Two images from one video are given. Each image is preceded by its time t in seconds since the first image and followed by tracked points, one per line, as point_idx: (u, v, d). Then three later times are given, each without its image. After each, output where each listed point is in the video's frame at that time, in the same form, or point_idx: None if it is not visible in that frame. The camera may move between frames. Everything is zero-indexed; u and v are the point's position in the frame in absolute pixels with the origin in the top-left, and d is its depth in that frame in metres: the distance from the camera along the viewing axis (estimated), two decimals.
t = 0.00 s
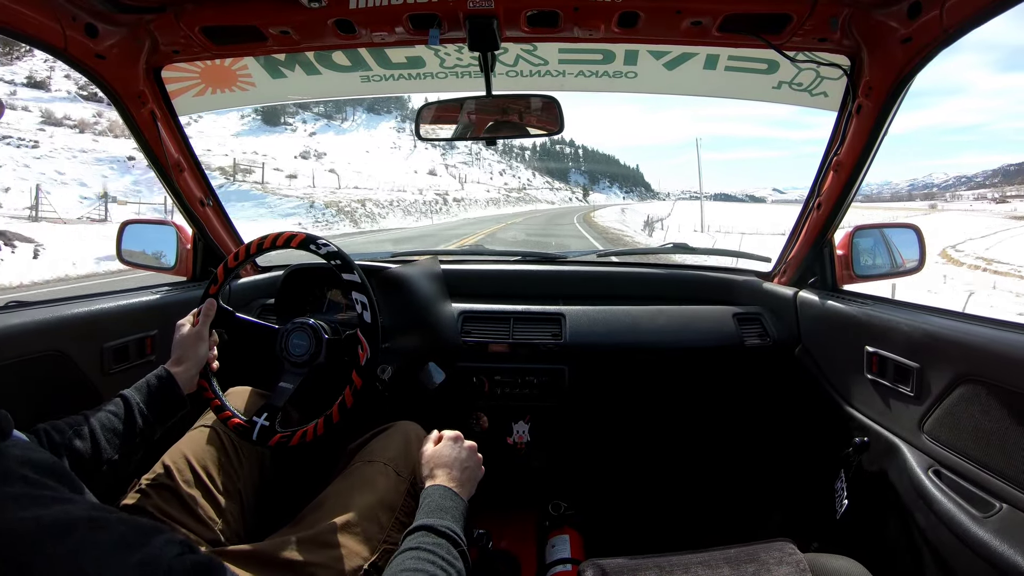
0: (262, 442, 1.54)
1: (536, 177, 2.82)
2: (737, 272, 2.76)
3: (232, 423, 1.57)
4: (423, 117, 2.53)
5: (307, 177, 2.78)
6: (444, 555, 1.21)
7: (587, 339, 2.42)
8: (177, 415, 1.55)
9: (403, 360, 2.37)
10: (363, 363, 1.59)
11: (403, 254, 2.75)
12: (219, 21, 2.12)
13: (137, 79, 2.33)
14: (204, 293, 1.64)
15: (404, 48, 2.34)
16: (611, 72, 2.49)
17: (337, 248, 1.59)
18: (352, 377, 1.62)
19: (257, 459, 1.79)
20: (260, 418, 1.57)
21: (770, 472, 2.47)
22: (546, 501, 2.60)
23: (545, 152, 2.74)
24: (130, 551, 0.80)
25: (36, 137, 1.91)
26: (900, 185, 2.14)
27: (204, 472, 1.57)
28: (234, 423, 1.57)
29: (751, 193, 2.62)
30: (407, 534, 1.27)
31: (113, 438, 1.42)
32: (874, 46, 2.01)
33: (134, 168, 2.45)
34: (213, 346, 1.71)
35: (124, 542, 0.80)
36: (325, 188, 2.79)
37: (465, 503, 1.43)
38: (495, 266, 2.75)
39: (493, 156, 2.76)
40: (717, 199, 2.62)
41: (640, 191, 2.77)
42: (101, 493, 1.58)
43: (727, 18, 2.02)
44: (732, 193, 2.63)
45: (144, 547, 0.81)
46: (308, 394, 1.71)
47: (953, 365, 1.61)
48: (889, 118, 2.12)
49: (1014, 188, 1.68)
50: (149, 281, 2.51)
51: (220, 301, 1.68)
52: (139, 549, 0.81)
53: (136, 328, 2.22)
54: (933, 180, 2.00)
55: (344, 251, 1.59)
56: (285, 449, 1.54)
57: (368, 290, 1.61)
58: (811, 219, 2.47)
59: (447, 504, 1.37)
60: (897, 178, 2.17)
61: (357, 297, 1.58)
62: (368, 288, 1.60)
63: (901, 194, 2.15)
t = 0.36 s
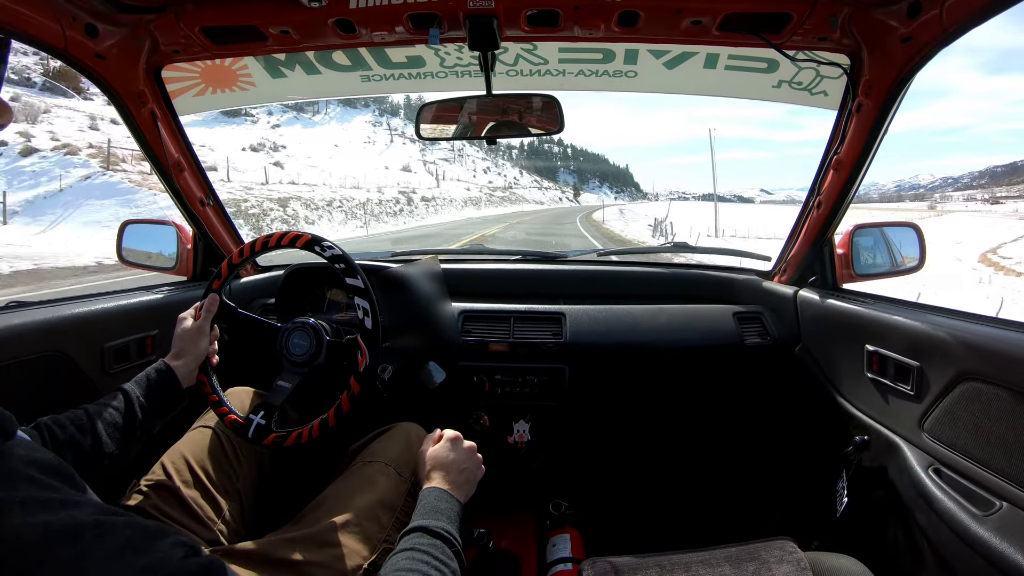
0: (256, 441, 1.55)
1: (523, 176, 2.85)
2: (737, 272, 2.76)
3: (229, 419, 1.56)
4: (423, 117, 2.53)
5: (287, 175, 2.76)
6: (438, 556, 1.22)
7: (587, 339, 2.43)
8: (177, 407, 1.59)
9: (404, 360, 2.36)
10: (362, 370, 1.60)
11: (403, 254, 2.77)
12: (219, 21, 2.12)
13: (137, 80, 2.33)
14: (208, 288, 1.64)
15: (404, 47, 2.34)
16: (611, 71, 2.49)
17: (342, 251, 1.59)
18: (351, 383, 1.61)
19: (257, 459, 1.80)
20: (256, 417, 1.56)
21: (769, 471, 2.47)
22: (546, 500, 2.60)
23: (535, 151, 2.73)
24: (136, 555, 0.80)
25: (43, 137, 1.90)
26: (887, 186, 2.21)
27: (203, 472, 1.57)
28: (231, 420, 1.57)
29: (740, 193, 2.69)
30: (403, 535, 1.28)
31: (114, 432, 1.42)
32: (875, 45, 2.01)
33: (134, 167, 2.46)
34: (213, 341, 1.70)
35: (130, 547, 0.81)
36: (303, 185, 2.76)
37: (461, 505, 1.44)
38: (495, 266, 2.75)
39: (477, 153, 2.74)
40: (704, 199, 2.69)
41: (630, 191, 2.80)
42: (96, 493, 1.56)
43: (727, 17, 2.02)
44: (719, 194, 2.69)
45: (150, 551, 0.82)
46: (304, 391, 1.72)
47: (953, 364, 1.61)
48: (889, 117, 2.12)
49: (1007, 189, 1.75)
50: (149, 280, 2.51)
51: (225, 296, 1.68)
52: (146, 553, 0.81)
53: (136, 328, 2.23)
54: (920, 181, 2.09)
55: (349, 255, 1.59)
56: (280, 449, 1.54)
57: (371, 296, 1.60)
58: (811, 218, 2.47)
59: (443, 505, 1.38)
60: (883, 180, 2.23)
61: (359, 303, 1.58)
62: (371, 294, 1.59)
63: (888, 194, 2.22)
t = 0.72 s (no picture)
0: (250, 440, 1.55)
1: (504, 173, 2.77)
2: (737, 272, 2.76)
3: (224, 415, 1.57)
4: (422, 117, 2.52)
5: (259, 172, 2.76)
6: (436, 554, 1.22)
7: (588, 339, 2.43)
8: (176, 400, 1.57)
9: (404, 361, 2.40)
10: (360, 375, 1.59)
11: (403, 254, 2.78)
12: (218, 22, 2.12)
13: (137, 80, 2.33)
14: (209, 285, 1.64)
15: (404, 48, 2.34)
16: (611, 72, 2.49)
17: (346, 256, 1.59)
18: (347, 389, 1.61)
19: (254, 459, 1.80)
20: (252, 415, 1.56)
21: (770, 470, 2.47)
22: (547, 500, 2.60)
23: (518, 151, 2.67)
24: (129, 555, 0.81)
25: (42, 139, 1.90)
26: (868, 186, 2.29)
27: (202, 473, 1.57)
28: (227, 416, 1.57)
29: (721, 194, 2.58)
30: (402, 532, 1.28)
31: (112, 422, 1.43)
32: (874, 46, 2.01)
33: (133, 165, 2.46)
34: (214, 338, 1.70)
35: (123, 547, 0.81)
36: (273, 182, 2.75)
37: (460, 503, 1.44)
38: (495, 266, 2.75)
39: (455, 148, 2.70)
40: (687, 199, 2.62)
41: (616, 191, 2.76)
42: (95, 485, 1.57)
43: (727, 17, 2.02)
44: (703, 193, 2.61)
45: (143, 551, 0.83)
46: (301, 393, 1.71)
47: (954, 364, 1.61)
48: (889, 116, 2.12)
49: (991, 189, 1.81)
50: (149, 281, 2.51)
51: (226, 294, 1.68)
52: (139, 552, 0.82)
53: (136, 329, 2.23)
54: (901, 183, 2.18)
55: (353, 259, 1.59)
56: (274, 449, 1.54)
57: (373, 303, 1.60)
58: (811, 218, 2.47)
59: (442, 504, 1.38)
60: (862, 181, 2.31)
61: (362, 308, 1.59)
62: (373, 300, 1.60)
63: (866, 195, 2.30)
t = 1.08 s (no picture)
0: (257, 441, 1.54)
1: (484, 172, 2.81)
2: (737, 271, 2.76)
3: (229, 419, 1.56)
4: (423, 116, 2.55)
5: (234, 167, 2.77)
6: (432, 555, 1.22)
7: (587, 338, 2.43)
8: (177, 408, 1.56)
9: (404, 360, 2.40)
10: (363, 368, 1.60)
11: (403, 254, 2.78)
12: (219, 21, 2.12)
13: (137, 79, 2.33)
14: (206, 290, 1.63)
15: (404, 47, 2.35)
16: (611, 71, 2.50)
17: (342, 250, 1.59)
18: (351, 381, 1.62)
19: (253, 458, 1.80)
20: (256, 416, 1.56)
21: (768, 470, 2.48)
22: (546, 500, 2.60)
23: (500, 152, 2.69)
24: (135, 559, 0.81)
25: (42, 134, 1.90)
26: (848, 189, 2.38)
27: (202, 472, 1.57)
28: (231, 420, 1.56)
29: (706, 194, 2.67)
30: (398, 533, 1.28)
31: (113, 432, 1.42)
32: (875, 46, 2.01)
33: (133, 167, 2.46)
34: (213, 341, 1.67)
35: (128, 550, 0.82)
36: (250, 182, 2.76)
37: (458, 503, 1.44)
38: (496, 266, 2.76)
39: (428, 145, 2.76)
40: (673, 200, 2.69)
41: (602, 191, 2.81)
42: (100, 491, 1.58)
43: (727, 17, 2.02)
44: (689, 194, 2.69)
45: (149, 555, 0.83)
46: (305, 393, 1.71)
47: (953, 365, 1.61)
48: (889, 116, 2.12)
49: (980, 188, 1.87)
50: (150, 280, 2.51)
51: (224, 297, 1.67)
52: (145, 557, 0.82)
53: (136, 328, 2.23)
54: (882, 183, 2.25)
55: (349, 254, 1.59)
56: (281, 448, 1.54)
57: (371, 295, 1.60)
58: (811, 218, 2.46)
59: (439, 504, 1.38)
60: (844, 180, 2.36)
61: (360, 302, 1.58)
62: (371, 292, 1.59)
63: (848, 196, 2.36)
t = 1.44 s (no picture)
0: (256, 441, 1.54)
1: (463, 168, 2.87)
2: (738, 271, 2.77)
3: (229, 417, 1.56)
4: (423, 115, 2.57)
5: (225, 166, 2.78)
6: (435, 554, 1.22)
7: (588, 338, 2.43)
8: (176, 404, 1.57)
9: (405, 360, 2.34)
10: (362, 372, 1.59)
11: (403, 254, 2.79)
12: (218, 21, 2.12)
13: (137, 80, 2.33)
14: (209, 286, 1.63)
15: (404, 48, 2.35)
16: (611, 71, 2.50)
17: (345, 253, 1.59)
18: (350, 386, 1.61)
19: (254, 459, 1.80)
20: (255, 416, 1.56)
21: (769, 469, 2.48)
22: (547, 499, 2.60)
23: (483, 150, 2.74)
24: (133, 560, 0.83)
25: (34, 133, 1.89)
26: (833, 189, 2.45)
27: (204, 473, 1.57)
28: (230, 418, 1.57)
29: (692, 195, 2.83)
30: (400, 533, 1.28)
31: (112, 429, 1.44)
32: (874, 45, 2.01)
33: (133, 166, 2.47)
34: (213, 338, 1.65)
35: (128, 552, 0.83)
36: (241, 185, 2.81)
37: (460, 503, 1.44)
38: (496, 265, 2.76)
39: (402, 138, 2.77)
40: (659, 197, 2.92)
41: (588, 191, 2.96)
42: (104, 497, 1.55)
43: (727, 17, 2.02)
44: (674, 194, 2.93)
45: (147, 557, 0.85)
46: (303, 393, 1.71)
47: (953, 363, 1.61)
48: (889, 116, 2.13)
49: (965, 187, 1.96)
50: (150, 281, 2.51)
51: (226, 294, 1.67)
52: (141, 558, 0.84)
53: (136, 329, 2.23)
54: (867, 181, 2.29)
55: (350, 257, 1.59)
56: (277, 448, 1.54)
57: (373, 299, 1.59)
58: (811, 217, 2.47)
59: (442, 503, 1.38)
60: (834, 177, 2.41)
61: (361, 305, 1.59)
62: (372, 296, 1.59)
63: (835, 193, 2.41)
